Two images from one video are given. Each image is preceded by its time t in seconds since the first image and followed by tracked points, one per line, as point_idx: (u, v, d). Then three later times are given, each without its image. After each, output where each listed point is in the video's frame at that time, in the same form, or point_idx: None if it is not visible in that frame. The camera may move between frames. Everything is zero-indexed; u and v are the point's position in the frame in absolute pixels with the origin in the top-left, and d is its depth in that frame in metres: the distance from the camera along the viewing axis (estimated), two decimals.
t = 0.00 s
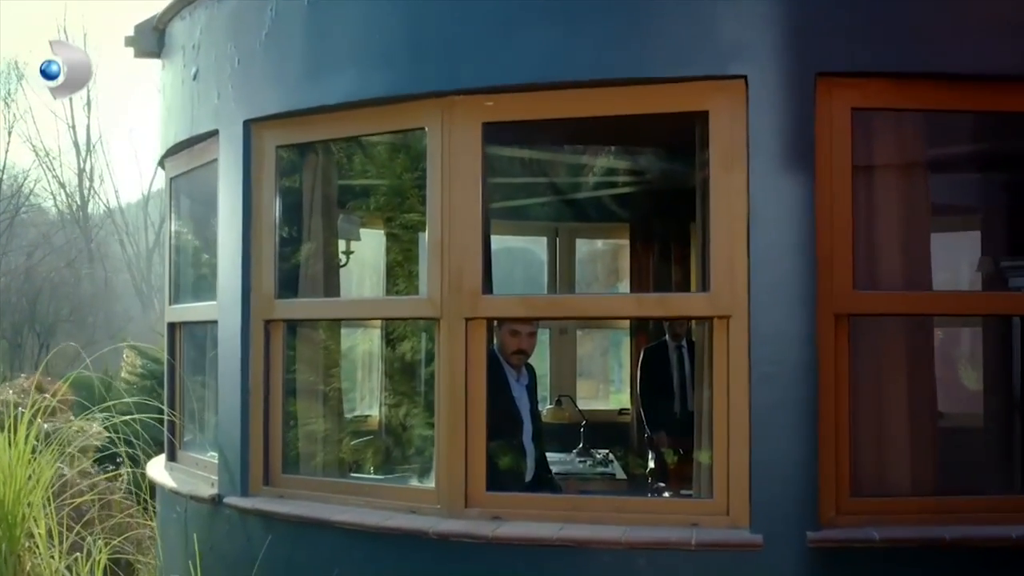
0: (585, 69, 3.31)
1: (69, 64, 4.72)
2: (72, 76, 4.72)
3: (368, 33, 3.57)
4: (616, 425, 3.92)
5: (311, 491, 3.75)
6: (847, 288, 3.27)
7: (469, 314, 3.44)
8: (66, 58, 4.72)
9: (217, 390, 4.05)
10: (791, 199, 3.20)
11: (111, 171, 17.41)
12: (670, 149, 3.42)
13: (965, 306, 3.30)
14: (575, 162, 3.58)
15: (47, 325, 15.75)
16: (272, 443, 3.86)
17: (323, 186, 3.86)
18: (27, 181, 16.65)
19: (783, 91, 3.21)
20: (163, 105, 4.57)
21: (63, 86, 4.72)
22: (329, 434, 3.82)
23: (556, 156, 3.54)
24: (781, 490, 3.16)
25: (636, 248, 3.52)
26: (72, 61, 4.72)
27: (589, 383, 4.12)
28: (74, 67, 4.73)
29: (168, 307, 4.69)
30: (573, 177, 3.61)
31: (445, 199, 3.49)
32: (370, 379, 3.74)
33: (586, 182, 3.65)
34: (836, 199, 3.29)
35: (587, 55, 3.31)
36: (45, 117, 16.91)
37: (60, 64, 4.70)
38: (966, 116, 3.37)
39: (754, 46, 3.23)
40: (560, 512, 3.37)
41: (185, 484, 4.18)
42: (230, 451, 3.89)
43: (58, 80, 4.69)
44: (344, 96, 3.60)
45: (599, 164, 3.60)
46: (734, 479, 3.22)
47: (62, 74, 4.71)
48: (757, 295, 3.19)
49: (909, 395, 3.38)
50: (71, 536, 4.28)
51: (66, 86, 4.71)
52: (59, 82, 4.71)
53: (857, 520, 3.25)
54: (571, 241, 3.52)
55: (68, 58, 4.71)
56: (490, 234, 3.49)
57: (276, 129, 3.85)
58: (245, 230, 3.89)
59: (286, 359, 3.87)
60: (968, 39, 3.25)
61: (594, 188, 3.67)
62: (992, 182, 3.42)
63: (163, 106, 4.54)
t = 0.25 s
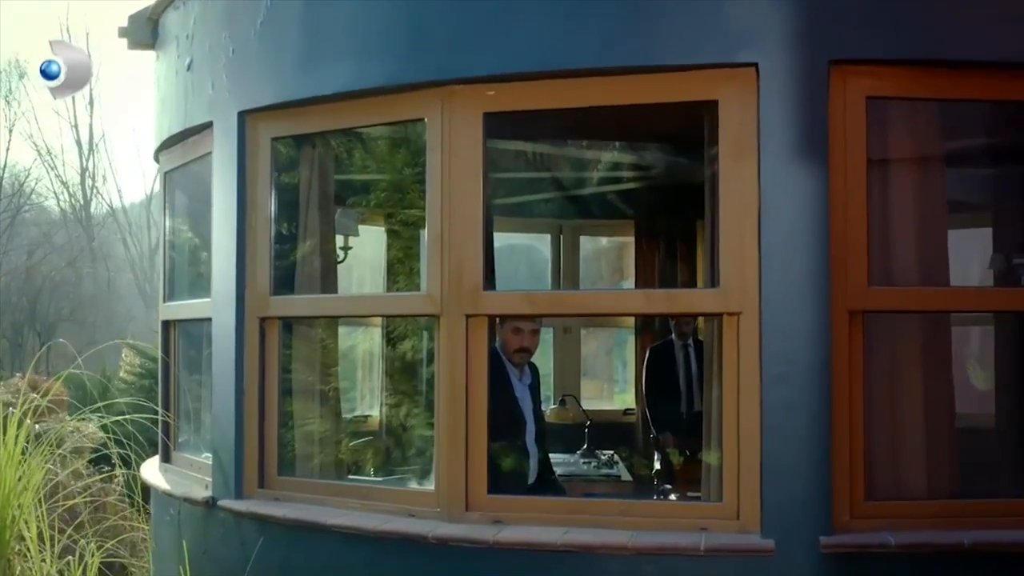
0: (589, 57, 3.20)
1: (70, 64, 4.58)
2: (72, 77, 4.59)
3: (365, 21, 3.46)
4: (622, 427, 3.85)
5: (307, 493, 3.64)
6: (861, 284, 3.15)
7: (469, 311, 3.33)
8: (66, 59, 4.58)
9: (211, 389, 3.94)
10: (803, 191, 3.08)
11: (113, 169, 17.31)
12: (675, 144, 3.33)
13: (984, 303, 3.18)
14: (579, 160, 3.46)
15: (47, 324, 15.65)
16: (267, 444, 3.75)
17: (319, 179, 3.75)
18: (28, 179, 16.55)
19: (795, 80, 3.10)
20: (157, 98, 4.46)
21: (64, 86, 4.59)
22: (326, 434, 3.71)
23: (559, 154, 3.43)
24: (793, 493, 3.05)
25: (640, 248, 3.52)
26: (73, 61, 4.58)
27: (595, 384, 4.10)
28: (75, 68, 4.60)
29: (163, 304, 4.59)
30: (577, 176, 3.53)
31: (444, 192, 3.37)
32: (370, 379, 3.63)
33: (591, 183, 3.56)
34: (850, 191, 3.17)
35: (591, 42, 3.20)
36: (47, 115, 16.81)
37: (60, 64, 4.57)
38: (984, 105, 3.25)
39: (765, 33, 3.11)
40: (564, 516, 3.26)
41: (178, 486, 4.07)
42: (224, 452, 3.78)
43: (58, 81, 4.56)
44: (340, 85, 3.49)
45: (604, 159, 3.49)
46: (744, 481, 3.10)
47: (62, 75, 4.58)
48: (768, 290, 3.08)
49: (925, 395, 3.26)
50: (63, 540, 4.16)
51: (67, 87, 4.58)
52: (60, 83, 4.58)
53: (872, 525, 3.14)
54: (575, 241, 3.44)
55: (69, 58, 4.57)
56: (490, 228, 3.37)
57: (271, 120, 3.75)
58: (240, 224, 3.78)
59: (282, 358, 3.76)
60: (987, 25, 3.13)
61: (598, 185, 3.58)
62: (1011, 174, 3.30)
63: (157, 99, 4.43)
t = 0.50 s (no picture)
0: (592, 44, 3.08)
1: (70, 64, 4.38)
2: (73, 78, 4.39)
3: (361, 7, 3.35)
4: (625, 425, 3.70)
5: (302, 495, 3.53)
6: (876, 278, 3.04)
7: (469, 306, 3.22)
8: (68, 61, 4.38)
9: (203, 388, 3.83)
10: (816, 182, 2.97)
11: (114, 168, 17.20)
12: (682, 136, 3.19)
13: (1004, 298, 3.07)
14: (581, 154, 3.32)
15: (47, 323, 15.54)
16: (261, 445, 3.63)
17: (314, 171, 3.64)
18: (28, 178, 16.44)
19: (806, 67, 2.98)
20: (149, 90, 4.35)
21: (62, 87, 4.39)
22: (324, 434, 3.60)
23: (563, 149, 3.30)
24: (805, 495, 2.93)
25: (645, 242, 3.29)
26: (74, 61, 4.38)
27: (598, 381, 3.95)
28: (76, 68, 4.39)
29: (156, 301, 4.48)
30: (580, 170, 3.35)
31: (444, 185, 3.27)
32: (369, 378, 3.51)
33: (594, 178, 3.37)
34: (863, 182, 3.06)
35: (595, 28, 3.08)
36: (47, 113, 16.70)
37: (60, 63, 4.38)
38: (1002, 94, 3.14)
39: (775, 18, 3.00)
40: (567, 519, 3.14)
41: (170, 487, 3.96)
42: (217, 453, 3.67)
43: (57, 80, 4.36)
44: (336, 74, 3.38)
45: (607, 153, 3.33)
46: (754, 483, 2.99)
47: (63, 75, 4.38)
48: (778, 285, 2.97)
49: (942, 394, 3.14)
50: (52, 543, 4.05)
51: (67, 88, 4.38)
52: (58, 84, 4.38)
53: (887, 529, 3.02)
54: (578, 236, 3.26)
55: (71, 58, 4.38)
56: (490, 222, 3.26)
57: (265, 111, 3.64)
58: (233, 219, 3.67)
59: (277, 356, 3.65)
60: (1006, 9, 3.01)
61: (602, 181, 3.40)
62: None
63: (150, 90, 4.32)
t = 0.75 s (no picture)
0: (597, 26, 2.96)
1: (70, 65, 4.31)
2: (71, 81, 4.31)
3: None
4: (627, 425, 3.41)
5: (295, 497, 3.40)
6: (894, 271, 2.91)
7: (469, 301, 3.10)
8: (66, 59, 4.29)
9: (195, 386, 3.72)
10: (831, 170, 2.84)
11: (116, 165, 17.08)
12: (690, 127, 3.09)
13: None
14: (585, 147, 3.23)
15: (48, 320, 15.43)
16: (254, 445, 3.51)
17: (309, 162, 3.53)
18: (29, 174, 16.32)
19: (821, 50, 2.85)
20: (141, 78, 4.23)
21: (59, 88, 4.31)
22: (322, 433, 3.49)
23: (569, 141, 3.20)
24: (820, 497, 2.80)
25: (651, 236, 3.11)
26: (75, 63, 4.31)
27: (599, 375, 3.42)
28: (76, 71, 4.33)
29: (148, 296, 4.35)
30: (584, 163, 3.25)
31: (442, 174, 3.14)
32: (368, 376, 3.40)
33: (597, 173, 3.27)
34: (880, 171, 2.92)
35: (599, 10, 2.96)
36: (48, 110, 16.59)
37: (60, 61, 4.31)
38: None
39: None
40: (570, 522, 3.01)
41: (161, 488, 3.83)
42: (208, 453, 3.54)
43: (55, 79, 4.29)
44: (330, 60, 3.25)
45: (613, 146, 3.26)
46: (766, 485, 2.86)
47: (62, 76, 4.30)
48: (791, 278, 2.84)
49: (962, 392, 3.01)
50: (41, 545, 3.92)
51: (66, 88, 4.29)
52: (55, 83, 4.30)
53: (905, 533, 2.89)
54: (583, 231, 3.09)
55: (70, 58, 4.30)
56: (489, 213, 3.13)
57: (258, 99, 3.51)
58: (225, 210, 3.55)
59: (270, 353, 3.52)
60: None
61: (605, 175, 3.27)
62: None
63: (142, 79, 4.20)
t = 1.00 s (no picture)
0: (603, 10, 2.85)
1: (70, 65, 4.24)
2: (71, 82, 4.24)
3: None
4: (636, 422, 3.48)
5: (292, 498, 3.30)
6: (912, 265, 2.80)
7: (470, 295, 2.99)
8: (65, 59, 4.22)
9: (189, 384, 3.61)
10: (847, 159, 2.73)
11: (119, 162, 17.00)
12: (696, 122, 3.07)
13: None
14: (589, 153, 3.23)
15: (50, 318, 15.35)
16: (250, 444, 3.41)
17: (307, 153, 3.43)
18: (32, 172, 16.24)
19: (836, 33, 2.74)
20: (135, 69, 4.13)
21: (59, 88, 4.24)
22: (322, 432, 3.39)
23: (575, 135, 3.19)
24: (835, 499, 2.70)
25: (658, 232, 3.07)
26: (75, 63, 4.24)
27: (608, 375, 3.57)
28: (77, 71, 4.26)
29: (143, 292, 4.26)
30: (589, 157, 3.23)
31: (442, 165, 3.04)
32: (371, 374, 3.29)
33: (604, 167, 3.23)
34: (898, 160, 2.81)
35: None
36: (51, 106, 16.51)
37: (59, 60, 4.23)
38: None
39: None
40: (576, 525, 2.91)
41: (155, 488, 3.73)
42: (202, 453, 3.44)
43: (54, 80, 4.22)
44: (327, 46, 3.15)
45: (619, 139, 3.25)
46: (779, 487, 2.75)
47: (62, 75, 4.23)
48: (806, 272, 2.73)
49: (982, 390, 2.90)
50: (32, 546, 3.82)
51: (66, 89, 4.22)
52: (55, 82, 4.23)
53: (923, 536, 2.78)
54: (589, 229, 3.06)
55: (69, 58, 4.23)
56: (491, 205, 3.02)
57: (253, 88, 3.41)
58: (220, 202, 3.45)
59: (266, 350, 3.42)
60: None
61: (612, 171, 3.24)
62: None
63: (136, 69, 4.09)
